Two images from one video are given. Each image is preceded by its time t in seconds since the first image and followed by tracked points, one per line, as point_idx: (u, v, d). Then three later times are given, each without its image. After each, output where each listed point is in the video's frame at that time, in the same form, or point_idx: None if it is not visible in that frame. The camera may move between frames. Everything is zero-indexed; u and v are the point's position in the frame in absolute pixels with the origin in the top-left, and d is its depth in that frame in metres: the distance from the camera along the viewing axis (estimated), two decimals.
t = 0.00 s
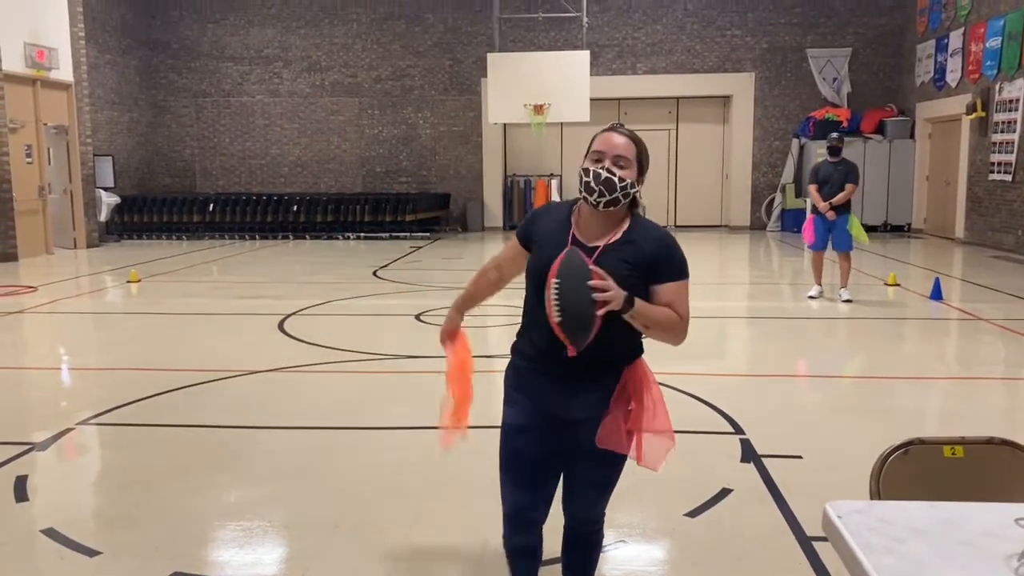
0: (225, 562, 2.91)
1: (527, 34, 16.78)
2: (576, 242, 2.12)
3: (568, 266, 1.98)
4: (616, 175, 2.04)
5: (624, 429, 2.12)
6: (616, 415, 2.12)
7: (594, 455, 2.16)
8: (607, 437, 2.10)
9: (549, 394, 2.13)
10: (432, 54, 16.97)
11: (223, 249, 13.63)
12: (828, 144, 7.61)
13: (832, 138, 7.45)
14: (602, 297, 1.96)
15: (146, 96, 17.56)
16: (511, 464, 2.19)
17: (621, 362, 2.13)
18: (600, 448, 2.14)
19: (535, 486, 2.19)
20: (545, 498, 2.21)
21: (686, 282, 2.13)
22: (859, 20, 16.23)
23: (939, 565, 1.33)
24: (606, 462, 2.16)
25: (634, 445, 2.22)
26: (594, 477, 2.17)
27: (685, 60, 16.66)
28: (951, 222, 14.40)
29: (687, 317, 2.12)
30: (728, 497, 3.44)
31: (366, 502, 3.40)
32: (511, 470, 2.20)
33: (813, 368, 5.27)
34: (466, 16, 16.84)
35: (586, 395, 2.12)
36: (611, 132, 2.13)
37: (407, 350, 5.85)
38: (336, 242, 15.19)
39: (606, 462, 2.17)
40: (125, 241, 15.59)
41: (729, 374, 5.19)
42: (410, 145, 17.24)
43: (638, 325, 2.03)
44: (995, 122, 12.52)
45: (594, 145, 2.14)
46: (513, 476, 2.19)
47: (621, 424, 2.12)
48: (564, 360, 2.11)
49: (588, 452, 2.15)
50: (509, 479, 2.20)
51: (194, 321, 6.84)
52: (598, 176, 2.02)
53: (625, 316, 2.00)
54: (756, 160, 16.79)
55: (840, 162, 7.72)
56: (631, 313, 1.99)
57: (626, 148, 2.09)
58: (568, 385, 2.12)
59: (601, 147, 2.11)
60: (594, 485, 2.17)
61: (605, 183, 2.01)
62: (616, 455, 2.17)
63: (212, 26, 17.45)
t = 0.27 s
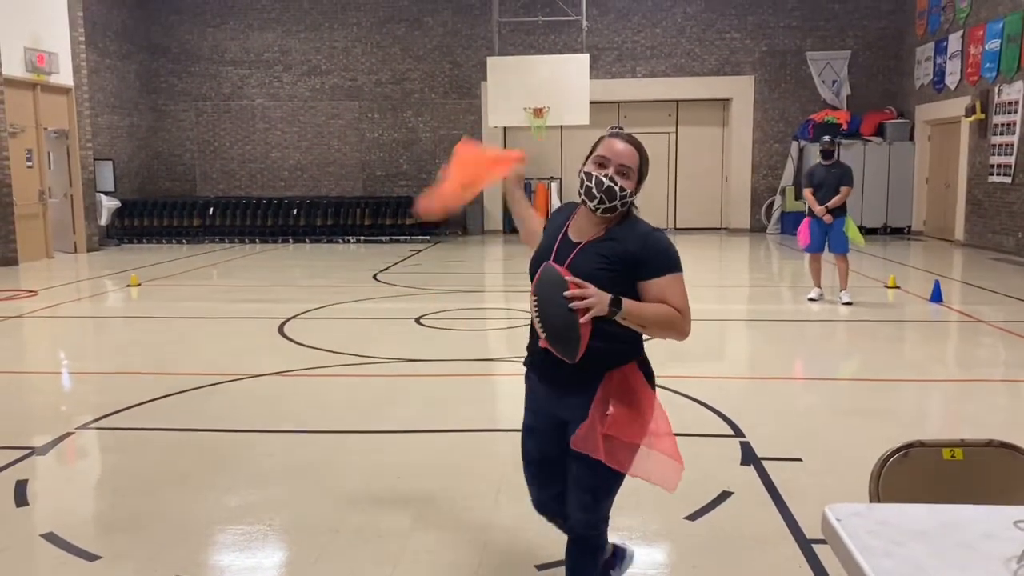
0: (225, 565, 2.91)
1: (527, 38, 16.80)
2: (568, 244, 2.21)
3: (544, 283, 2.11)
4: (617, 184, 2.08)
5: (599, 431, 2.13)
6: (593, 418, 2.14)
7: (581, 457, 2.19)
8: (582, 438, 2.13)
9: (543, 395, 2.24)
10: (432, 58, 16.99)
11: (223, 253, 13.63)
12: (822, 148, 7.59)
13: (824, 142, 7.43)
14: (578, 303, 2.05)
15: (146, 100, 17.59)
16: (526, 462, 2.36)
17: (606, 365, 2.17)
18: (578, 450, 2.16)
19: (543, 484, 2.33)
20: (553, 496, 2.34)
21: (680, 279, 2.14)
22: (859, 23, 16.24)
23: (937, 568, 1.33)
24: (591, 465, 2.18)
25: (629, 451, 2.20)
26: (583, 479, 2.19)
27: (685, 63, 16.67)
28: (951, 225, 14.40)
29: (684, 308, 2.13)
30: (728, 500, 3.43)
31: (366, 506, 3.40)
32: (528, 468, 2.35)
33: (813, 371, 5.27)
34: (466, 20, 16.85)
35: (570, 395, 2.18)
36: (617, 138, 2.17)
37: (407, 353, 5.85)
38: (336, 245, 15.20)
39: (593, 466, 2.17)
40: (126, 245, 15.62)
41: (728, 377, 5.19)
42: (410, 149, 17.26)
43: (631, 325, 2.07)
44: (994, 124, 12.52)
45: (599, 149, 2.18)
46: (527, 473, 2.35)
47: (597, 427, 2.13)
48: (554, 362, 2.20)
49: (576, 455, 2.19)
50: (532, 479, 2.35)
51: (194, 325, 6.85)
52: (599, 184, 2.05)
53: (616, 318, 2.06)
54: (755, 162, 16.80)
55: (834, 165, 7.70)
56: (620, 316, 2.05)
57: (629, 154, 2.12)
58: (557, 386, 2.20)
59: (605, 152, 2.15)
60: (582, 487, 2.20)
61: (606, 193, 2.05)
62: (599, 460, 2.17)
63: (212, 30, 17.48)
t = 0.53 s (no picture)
0: (225, 570, 2.91)
1: (526, 41, 16.83)
2: (578, 249, 2.26)
3: (555, 274, 2.14)
4: (629, 195, 2.14)
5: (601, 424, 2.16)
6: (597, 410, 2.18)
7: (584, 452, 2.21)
8: (585, 428, 2.17)
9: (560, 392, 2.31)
10: (431, 62, 17.00)
11: (222, 257, 13.63)
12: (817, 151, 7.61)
13: (819, 145, 7.45)
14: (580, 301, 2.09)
15: (145, 104, 17.59)
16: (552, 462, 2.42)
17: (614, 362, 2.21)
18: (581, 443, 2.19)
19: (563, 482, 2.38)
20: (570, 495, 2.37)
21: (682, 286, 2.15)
22: (857, 26, 16.27)
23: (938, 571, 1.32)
24: (594, 460, 2.19)
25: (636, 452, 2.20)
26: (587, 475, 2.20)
27: (684, 66, 16.69)
28: (950, 227, 14.40)
29: (686, 317, 2.13)
30: (728, 503, 3.43)
31: (365, 510, 3.40)
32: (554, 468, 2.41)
33: (812, 374, 5.27)
34: (465, 24, 16.87)
35: (580, 389, 2.25)
36: (631, 149, 2.21)
37: (407, 357, 5.85)
38: (335, 249, 15.20)
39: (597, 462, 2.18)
40: (125, 249, 15.62)
41: (727, 380, 5.19)
42: (409, 152, 17.27)
43: (632, 327, 2.08)
44: (993, 127, 12.53)
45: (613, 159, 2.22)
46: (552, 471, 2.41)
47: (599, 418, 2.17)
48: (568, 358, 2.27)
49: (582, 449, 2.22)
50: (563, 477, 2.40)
51: (193, 329, 6.84)
52: (609, 195, 2.13)
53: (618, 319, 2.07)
54: (754, 165, 16.82)
55: (829, 168, 7.72)
56: (624, 316, 2.06)
57: (641, 165, 2.17)
58: (570, 382, 2.27)
59: (619, 162, 2.19)
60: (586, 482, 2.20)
61: (615, 203, 2.14)
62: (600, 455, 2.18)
63: (211, 34, 17.50)
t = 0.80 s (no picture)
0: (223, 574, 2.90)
1: (524, 45, 16.85)
2: (592, 250, 2.29)
3: (574, 281, 2.18)
4: (637, 191, 2.16)
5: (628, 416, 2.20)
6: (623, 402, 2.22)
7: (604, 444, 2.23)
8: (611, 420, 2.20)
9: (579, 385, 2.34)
10: (429, 65, 17.02)
11: (220, 260, 13.62)
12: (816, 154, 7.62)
13: (818, 148, 7.46)
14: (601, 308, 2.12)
15: (143, 108, 17.59)
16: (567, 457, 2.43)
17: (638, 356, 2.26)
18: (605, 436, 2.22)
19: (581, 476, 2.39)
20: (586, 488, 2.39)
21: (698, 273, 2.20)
22: (854, 29, 16.30)
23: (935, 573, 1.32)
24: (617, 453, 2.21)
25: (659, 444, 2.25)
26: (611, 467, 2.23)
27: (681, 69, 16.71)
28: (947, 230, 14.42)
29: (702, 304, 2.18)
30: (726, 507, 3.43)
31: (364, 513, 3.39)
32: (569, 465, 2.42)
33: (811, 377, 5.27)
34: (463, 27, 16.89)
35: (601, 384, 2.27)
36: (633, 147, 2.23)
37: (405, 361, 5.85)
38: (333, 253, 15.18)
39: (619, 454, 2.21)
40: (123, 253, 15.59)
41: (726, 383, 5.19)
42: (407, 156, 17.28)
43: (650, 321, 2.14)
44: (990, 130, 12.55)
45: (617, 158, 2.24)
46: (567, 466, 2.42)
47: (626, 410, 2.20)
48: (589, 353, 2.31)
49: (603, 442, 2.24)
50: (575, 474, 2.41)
51: (191, 333, 6.83)
52: (619, 193, 2.15)
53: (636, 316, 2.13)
54: (752, 168, 16.84)
55: (828, 171, 7.73)
56: (641, 314, 2.12)
57: (645, 162, 2.19)
58: (591, 376, 2.30)
59: (623, 160, 2.21)
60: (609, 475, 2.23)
61: (626, 200, 2.15)
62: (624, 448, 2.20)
63: (209, 38, 17.51)
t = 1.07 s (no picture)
0: None
1: (521, 48, 16.87)
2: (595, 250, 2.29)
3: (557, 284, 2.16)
4: (634, 188, 2.17)
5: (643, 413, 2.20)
6: (636, 400, 2.21)
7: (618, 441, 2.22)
8: (626, 418, 2.20)
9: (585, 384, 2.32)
10: (426, 68, 17.02)
11: (217, 264, 13.60)
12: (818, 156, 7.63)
13: (820, 150, 7.47)
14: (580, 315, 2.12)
15: (139, 111, 17.56)
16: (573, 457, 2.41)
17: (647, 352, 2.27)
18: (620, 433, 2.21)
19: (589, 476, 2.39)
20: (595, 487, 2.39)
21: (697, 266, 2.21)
22: (850, 32, 16.33)
23: None
24: (634, 451, 2.21)
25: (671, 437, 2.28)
26: (625, 466, 2.23)
27: (678, 72, 16.72)
28: (944, 233, 14.44)
29: (689, 295, 2.16)
30: (723, 509, 3.43)
31: (362, 516, 3.39)
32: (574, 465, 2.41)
33: (808, 379, 5.28)
34: (460, 30, 16.89)
35: (609, 382, 2.26)
36: (626, 146, 2.24)
37: (403, 363, 5.85)
38: (330, 256, 15.17)
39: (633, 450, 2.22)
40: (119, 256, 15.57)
41: (723, 385, 5.19)
42: (404, 158, 17.28)
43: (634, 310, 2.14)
44: (986, 133, 12.58)
45: (611, 159, 2.25)
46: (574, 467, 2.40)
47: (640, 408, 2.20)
48: (594, 352, 2.28)
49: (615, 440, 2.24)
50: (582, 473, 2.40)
51: (188, 336, 6.82)
52: (618, 193, 2.15)
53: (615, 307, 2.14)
54: (748, 171, 16.85)
55: (829, 174, 7.74)
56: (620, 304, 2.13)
57: (639, 160, 2.21)
58: (597, 375, 2.29)
59: (618, 160, 2.23)
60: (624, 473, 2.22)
61: (626, 199, 2.15)
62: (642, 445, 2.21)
63: (206, 41, 17.50)
